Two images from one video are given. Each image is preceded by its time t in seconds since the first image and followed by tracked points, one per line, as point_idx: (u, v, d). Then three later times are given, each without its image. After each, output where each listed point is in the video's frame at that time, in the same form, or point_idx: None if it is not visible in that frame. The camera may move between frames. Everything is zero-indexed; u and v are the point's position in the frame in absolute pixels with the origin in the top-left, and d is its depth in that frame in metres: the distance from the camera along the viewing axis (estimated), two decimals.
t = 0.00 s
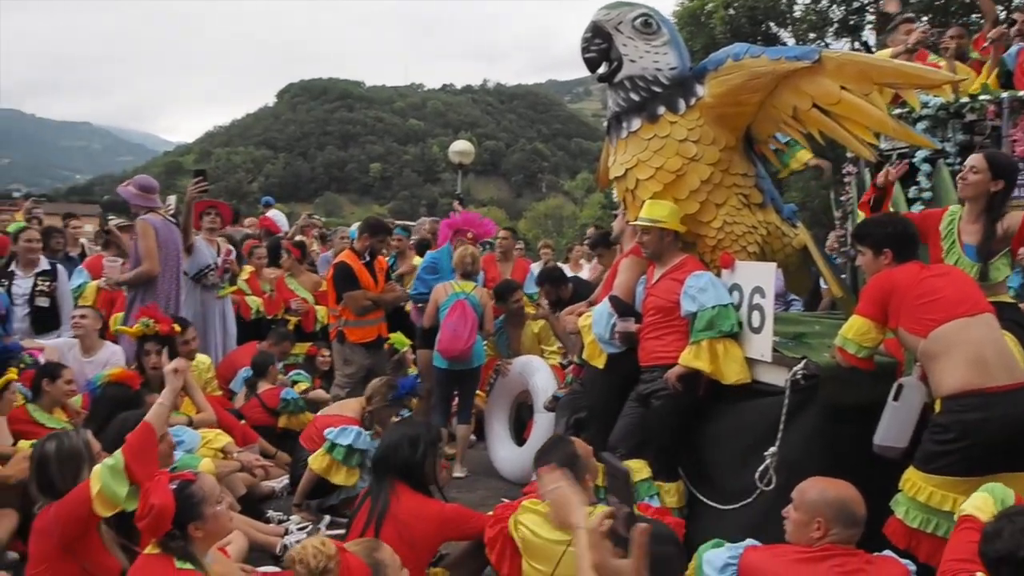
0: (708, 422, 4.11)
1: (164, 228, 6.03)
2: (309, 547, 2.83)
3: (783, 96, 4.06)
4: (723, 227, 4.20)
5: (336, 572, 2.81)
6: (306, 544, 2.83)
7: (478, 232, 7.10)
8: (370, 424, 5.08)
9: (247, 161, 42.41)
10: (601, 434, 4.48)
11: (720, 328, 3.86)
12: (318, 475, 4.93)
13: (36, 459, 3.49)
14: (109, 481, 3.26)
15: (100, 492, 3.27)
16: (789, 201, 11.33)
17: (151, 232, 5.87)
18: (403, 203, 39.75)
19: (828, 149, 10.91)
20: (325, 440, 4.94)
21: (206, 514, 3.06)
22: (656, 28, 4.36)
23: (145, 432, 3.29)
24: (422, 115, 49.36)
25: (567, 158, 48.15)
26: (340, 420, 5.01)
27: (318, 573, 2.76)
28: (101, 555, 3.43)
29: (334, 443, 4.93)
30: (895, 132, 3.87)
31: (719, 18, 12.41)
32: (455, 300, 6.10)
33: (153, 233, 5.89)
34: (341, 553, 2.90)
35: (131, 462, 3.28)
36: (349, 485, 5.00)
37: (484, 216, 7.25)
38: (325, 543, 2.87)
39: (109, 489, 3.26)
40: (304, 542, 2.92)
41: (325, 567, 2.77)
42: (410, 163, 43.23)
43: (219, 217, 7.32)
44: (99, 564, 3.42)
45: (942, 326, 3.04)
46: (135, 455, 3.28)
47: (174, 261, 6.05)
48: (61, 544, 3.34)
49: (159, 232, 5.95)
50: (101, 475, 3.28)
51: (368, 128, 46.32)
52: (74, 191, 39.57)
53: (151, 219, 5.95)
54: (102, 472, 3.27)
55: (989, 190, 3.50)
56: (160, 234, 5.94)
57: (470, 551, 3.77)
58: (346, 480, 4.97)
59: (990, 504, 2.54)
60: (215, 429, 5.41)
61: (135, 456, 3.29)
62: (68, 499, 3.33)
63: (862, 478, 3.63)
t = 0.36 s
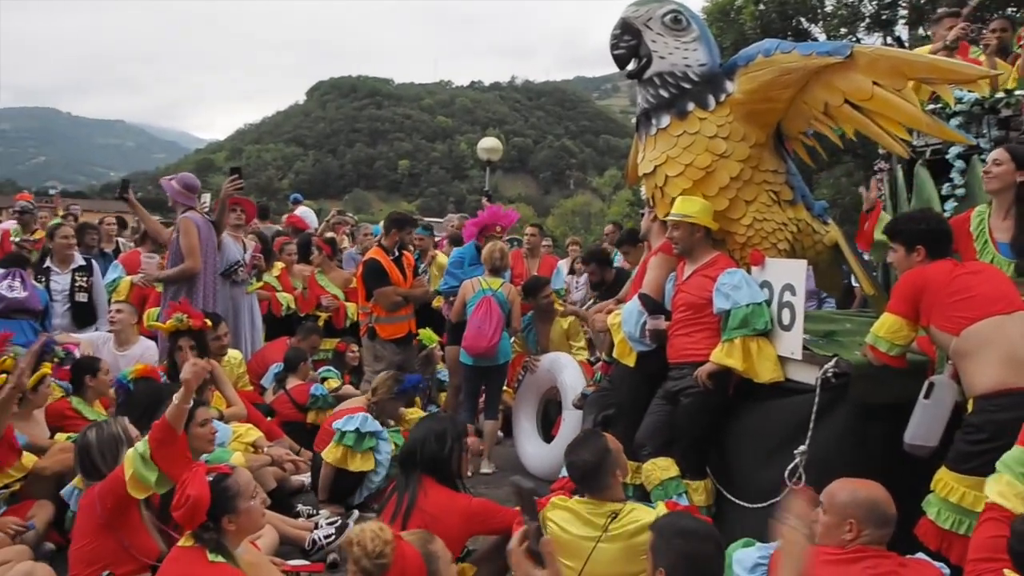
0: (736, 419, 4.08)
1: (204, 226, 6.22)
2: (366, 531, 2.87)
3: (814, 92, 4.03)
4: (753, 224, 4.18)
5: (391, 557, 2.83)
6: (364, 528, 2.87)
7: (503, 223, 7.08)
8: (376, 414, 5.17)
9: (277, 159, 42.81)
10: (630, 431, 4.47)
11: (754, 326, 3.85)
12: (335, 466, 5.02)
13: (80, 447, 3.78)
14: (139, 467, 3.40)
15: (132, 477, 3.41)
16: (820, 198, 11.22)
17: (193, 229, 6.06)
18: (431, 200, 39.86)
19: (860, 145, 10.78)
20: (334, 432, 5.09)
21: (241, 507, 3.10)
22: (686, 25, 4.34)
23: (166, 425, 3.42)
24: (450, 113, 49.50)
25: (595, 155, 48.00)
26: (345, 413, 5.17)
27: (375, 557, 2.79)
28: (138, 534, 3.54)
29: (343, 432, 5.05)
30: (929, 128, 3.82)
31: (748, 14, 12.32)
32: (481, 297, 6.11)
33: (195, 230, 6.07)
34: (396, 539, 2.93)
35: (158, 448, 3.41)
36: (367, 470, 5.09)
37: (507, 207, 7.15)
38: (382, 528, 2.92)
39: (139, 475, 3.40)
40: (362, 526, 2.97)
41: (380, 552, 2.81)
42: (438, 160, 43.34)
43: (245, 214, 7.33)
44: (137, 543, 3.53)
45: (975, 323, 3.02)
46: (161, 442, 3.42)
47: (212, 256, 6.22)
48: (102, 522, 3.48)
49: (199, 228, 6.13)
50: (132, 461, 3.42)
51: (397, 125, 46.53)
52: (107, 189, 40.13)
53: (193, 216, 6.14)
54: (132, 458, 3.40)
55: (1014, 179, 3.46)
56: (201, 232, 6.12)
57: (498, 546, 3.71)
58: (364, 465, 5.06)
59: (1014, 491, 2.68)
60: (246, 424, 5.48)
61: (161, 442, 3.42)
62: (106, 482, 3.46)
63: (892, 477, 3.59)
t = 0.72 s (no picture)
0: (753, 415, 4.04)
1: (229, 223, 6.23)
2: (412, 518, 2.87)
3: (836, 86, 3.99)
4: (773, 219, 4.14)
5: (434, 548, 2.85)
6: (410, 515, 2.87)
7: (515, 215, 7.00)
8: (368, 402, 5.30)
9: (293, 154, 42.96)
10: (646, 427, 4.44)
11: (770, 323, 3.81)
12: (337, 460, 5.11)
13: (112, 438, 3.83)
14: (154, 476, 3.40)
15: (147, 483, 3.43)
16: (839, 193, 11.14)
17: (219, 225, 6.06)
18: (446, 195, 39.89)
19: (880, 139, 10.70)
20: (330, 428, 5.18)
21: (258, 499, 3.06)
22: (705, 18, 4.29)
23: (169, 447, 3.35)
24: (465, 108, 49.49)
25: (610, 150, 47.88)
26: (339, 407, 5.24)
27: (419, 547, 2.81)
28: (164, 521, 3.54)
29: (338, 425, 5.14)
30: (954, 122, 3.76)
31: (767, 7, 12.23)
32: (494, 293, 6.08)
33: (220, 225, 6.07)
34: (441, 532, 2.94)
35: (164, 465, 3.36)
36: (368, 459, 5.15)
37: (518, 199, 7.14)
38: (425, 518, 2.92)
39: (154, 484, 3.41)
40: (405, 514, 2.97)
41: (425, 542, 2.83)
42: (453, 155, 43.33)
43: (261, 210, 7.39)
44: (162, 530, 3.54)
45: (999, 320, 2.97)
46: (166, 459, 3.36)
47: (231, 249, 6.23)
48: (130, 510, 3.50)
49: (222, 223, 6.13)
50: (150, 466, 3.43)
51: (412, 120, 46.58)
52: (125, 183, 40.39)
53: (218, 211, 6.14)
54: (148, 465, 3.41)
55: None
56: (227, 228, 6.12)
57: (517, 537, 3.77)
58: (364, 454, 5.12)
59: None
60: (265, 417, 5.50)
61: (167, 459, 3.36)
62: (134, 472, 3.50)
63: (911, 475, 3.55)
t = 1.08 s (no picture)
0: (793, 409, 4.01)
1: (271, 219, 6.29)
2: (474, 518, 2.89)
3: (881, 76, 3.92)
4: (814, 211, 4.08)
5: (495, 548, 2.89)
6: (472, 515, 2.88)
7: (546, 207, 6.97)
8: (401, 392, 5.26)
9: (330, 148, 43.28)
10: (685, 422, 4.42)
11: (808, 314, 3.77)
12: (376, 451, 5.17)
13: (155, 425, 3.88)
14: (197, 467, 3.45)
15: (191, 474, 3.47)
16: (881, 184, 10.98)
17: (260, 218, 6.10)
18: (482, 188, 39.91)
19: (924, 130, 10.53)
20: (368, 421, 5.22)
21: (297, 489, 3.09)
22: (745, 8, 4.25)
23: (217, 440, 3.46)
24: (501, 101, 49.51)
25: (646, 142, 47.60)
26: (374, 399, 5.26)
27: (481, 547, 2.84)
28: (207, 511, 3.58)
29: (376, 418, 5.19)
30: (1003, 111, 3.68)
31: None
32: (532, 284, 6.09)
33: (261, 218, 6.12)
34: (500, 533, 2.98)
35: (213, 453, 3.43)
36: (406, 451, 5.22)
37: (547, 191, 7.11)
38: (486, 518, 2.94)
39: (196, 475, 3.46)
40: (466, 510, 2.98)
41: (487, 543, 2.85)
42: (489, 148, 43.35)
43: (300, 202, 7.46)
44: (205, 520, 3.58)
45: None
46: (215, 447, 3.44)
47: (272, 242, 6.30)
48: (172, 501, 3.54)
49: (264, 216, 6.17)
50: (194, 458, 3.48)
51: (448, 114, 46.70)
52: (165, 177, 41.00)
53: (260, 205, 6.20)
54: (192, 456, 3.46)
55: None
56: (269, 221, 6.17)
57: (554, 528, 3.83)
58: (403, 446, 5.20)
59: None
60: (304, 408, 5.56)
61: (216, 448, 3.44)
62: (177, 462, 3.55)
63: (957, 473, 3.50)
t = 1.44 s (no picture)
0: (840, 411, 3.96)
1: (319, 220, 6.36)
2: (507, 510, 2.90)
3: (933, 68, 3.83)
4: (863, 207, 4.02)
5: (529, 539, 2.91)
6: (505, 506, 2.90)
7: (583, 203, 6.98)
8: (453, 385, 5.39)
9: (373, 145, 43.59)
10: (730, 421, 4.38)
11: (853, 312, 3.72)
12: (424, 445, 5.19)
13: (192, 429, 3.62)
14: (248, 464, 3.32)
15: (242, 472, 3.33)
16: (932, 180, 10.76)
17: (307, 214, 6.16)
18: (524, 185, 39.89)
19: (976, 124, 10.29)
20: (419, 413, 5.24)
21: (340, 484, 3.12)
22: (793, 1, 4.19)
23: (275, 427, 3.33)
24: (543, 98, 49.46)
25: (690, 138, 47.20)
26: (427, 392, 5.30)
27: (514, 539, 2.85)
28: (251, 516, 3.54)
29: (425, 411, 5.20)
30: None
31: None
32: (568, 281, 6.07)
33: (308, 215, 6.18)
34: (535, 524, 2.99)
35: (268, 446, 3.32)
36: (454, 446, 5.26)
37: (586, 187, 7.10)
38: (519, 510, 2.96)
39: (248, 473, 3.31)
40: (500, 504, 3.00)
41: (520, 534, 2.87)
42: (531, 145, 43.30)
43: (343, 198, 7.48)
44: (249, 524, 3.54)
45: None
46: (270, 439, 3.33)
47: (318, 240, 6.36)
48: (214, 507, 3.47)
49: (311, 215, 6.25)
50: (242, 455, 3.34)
51: (490, 111, 46.79)
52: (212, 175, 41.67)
53: (307, 202, 6.27)
54: (241, 453, 3.33)
55: None
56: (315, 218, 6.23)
57: (597, 526, 3.81)
58: (450, 441, 5.23)
59: None
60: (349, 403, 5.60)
61: (272, 442, 3.33)
62: (220, 467, 3.46)
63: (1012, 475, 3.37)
